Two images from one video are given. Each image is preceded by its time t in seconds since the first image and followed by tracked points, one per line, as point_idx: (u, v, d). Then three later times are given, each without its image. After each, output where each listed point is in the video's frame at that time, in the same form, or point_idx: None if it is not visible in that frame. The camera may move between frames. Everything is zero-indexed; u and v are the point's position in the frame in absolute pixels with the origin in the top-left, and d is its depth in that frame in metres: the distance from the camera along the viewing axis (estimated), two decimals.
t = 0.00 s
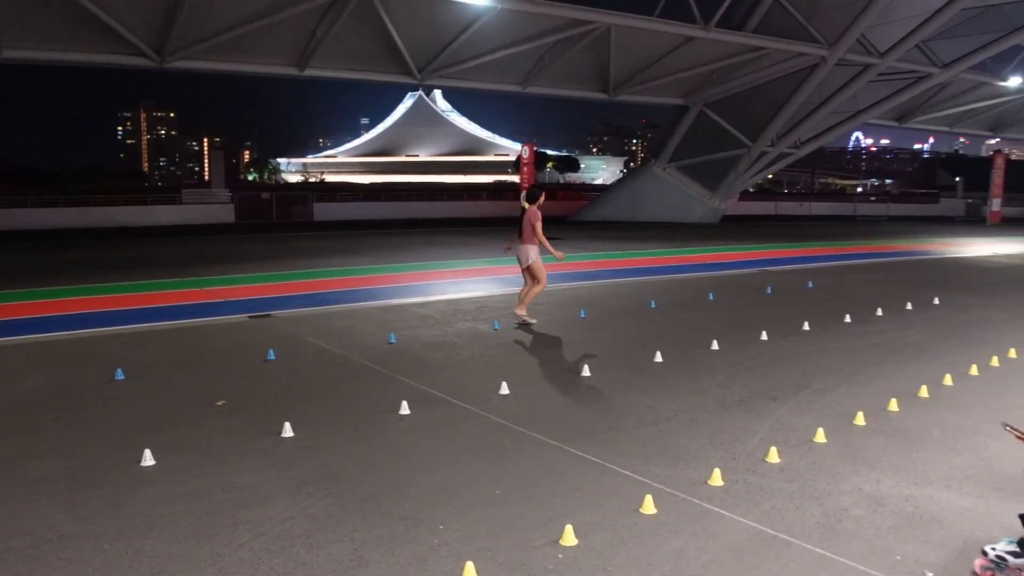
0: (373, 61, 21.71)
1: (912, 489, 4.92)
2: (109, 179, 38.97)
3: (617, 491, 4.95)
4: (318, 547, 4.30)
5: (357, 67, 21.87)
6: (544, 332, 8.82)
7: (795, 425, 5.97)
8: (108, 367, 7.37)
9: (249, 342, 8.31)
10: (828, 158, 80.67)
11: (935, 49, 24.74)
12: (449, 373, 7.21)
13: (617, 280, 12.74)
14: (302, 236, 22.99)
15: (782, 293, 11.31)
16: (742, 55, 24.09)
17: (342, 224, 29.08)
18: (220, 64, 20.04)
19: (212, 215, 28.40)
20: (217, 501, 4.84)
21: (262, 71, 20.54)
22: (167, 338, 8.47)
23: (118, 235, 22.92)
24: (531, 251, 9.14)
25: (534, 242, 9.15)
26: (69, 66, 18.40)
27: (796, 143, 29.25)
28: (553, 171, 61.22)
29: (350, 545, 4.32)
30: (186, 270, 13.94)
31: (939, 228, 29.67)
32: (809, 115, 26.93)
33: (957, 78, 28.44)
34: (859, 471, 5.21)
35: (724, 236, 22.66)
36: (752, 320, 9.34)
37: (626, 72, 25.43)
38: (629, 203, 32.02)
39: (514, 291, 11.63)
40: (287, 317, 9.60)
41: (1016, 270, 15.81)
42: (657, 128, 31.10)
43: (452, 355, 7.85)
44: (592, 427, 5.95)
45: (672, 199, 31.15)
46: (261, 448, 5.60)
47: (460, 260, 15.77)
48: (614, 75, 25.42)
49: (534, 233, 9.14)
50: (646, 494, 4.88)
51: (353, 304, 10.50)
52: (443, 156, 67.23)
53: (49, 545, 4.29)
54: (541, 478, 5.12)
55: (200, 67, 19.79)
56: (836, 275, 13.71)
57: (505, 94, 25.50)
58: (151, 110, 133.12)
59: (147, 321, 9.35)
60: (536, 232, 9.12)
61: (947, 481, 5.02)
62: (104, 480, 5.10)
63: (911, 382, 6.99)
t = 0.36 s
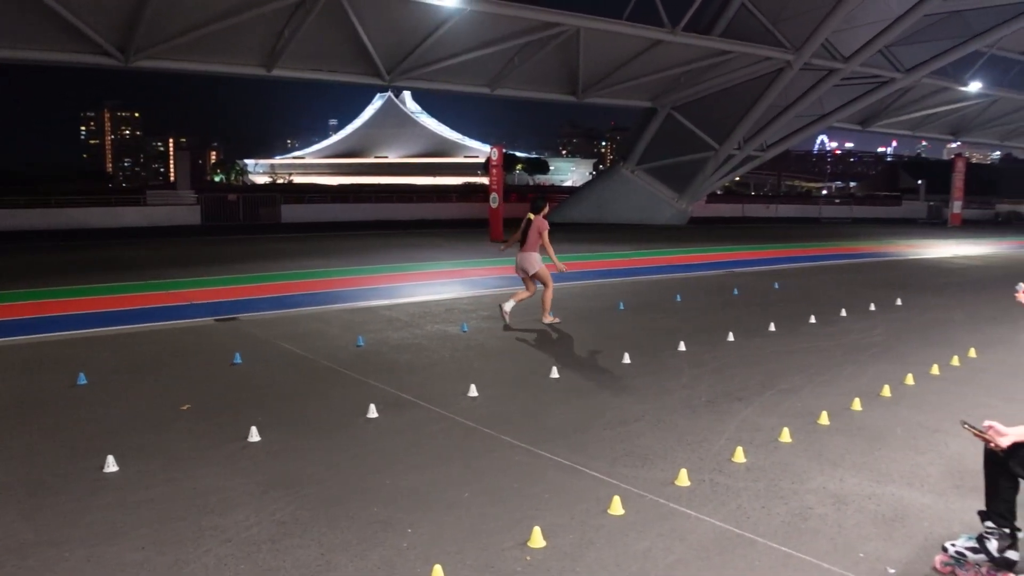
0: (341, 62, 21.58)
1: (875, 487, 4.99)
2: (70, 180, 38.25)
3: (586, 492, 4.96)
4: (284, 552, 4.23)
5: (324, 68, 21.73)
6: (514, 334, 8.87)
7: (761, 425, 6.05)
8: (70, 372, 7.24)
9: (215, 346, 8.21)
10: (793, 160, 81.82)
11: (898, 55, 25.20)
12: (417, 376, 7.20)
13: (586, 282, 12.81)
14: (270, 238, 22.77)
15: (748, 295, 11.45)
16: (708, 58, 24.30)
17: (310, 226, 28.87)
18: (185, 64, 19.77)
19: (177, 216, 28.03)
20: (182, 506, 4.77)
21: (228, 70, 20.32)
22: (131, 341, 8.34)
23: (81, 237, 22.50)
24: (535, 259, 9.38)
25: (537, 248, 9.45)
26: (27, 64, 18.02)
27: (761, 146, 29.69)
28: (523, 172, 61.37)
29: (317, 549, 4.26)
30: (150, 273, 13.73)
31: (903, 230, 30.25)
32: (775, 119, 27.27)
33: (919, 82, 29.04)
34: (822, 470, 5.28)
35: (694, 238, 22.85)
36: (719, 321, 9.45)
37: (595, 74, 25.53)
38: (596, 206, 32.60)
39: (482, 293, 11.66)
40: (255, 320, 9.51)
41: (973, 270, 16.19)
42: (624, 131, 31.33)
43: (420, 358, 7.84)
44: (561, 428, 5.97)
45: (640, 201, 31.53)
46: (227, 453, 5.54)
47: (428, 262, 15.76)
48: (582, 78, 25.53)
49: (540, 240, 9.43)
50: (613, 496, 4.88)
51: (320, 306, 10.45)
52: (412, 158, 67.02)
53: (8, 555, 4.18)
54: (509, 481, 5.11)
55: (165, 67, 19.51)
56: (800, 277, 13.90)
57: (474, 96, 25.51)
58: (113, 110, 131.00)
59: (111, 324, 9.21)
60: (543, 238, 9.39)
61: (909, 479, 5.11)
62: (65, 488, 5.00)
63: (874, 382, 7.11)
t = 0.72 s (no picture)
0: (307, 62, 21.43)
1: (835, 487, 5.07)
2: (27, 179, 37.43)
3: (551, 494, 4.97)
4: (247, 556, 4.17)
5: (290, 68, 21.56)
6: (480, 335, 8.89)
7: (724, 426, 6.12)
8: (26, 375, 7.09)
9: (178, 348, 8.11)
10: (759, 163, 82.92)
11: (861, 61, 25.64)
12: (383, 379, 7.16)
13: (551, 284, 12.88)
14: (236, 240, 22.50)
15: (713, 297, 11.59)
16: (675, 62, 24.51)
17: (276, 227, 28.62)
18: (148, 62, 19.49)
19: (140, 217, 27.59)
20: (142, 511, 4.68)
21: (193, 69, 20.05)
22: (90, 344, 8.20)
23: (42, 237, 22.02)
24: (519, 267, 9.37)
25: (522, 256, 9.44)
26: None
27: (727, 150, 30.05)
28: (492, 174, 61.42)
29: (280, 553, 4.20)
30: (109, 274, 13.50)
31: (867, 233, 30.77)
32: (741, 123, 27.60)
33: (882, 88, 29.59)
34: (784, 470, 5.35)
35: (662, 241, 23.04)
36: (684, 323, 9.54)
37: (564, 77, 25.64)
38: (563, 207, 32.58)
39: (449, 295, 11.67)
40: (218, 321, 9.40)
41: (931, 273, 16.53)
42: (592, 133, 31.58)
43: (386, 360, 7.81)
44: (527, 431, 5.98)
45: (608, 204, 31.84)
46: (189, 457, 5.47)
47: (394, 264, 15.72)
48: (550, 80, 25.62)
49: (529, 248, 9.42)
50: (579, 497, 4.90)
51: (286, 308, 10.38)
52: (380, 158, 66.71)
53: None
54: (474, 484, 5.10)
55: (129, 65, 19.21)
56: (762, 279, 14.09)
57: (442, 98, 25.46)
58: (74, 109, 128.63)
59: (70, 326, 9.05)
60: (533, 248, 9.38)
61: (869, 479, 5.20)
62: (21, 494, 4.88)
63: (834, 383, 7.22)
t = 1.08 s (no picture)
0: (275, 59, 21.23)
1: (798, 487, 5.16)
2: None
3: (517, 494, 4.98)
4: (210, 558, 4.11)
5: (258, 64, 21.33)
6: (448, 335, 8.89)
7: (690, 426, 6.19)
8: None
9: (141, 346, 7.98)
10: (725, 166, 83.95)
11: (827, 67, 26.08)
12: (350, 378, 7.12)
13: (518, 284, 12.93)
14: (202, 237, 22.20)
15: (679, 298, 11.72)
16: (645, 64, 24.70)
17: (243, 225, 28.29)
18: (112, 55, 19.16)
19: (102, 213, 27.09)
20: (102, 512, 4.59)
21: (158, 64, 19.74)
22: (49, 342, 8.03)
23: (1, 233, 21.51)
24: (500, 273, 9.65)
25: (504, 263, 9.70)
26: None
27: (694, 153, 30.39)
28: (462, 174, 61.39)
29: (245, 555, 4.16)
30: (69, 271, 13.23)
31: (832, 236, 31.31)
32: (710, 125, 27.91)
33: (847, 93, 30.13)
34: (749, 471, 5.42)
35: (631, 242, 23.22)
36: (651, 324, 9.64)
37: (534, 78, 25.68)
38: (531, 206, 32.63)
39: (417, 295, 11.65)
40: (182, 320, 9.28)
41: (891, 276, 16.90)
42: (562, 134, 31.72)
43: (353, 359, 7.77)
44: (495, 431, 5.99)
45: (577, 204, 32.08)
46: (152, 457, 5.38)
47: (362, 263, 15.63)
48: (519, 80, 25.65)
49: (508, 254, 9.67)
50: (545, 498, 4.92)
51: (251, 307, 10.27)
52: (349, 157, 66.30)
53: None
54: (442, 484, 5.10)
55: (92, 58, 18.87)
56: (727, 281, 14.28)
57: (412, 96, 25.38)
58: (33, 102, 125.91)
59: (29, 324, 8.86)
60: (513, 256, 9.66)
61: (831, 479, 5.30)
62: None
63: (798, 385, 7.34)
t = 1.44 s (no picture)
0: (250, 56, 21.03)
1: (772, 486, 5.22)
2: None
3: (494, 493, 4.99)
4: (183, 560, 4.06)
5: (232, 61, 21.07)
6: (425, 334, 8.88)
7: (665, 426, 6.23)
8: None
9: (113, 346, 7.85)
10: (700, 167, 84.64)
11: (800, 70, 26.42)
12: (326, 378, 7.08)
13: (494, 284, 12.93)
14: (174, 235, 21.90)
15: (654, 298, 11.80)
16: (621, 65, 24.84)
17: (216, 223, 27.99)
18: (83, 50, 18.84)
19: (72, 211, 26.65)
20: (72, 513, 4.51)
21: (130, 59, 19.45)
22: (16, 342, 7.85)
23: None
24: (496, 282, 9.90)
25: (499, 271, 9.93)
26: None
27: (670, 154, 30.62)
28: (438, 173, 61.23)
29: (219, 556, 4.11)
30: (38, 269, 13.01)
31: (804, 237, 31.72)
32: (685, 127, 28.15)
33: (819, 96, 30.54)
34: (723, 469, 5.48)
35: (607, 242, 23.32)
36: (626, 324, 9.70)
37: (510, 78, 25.69)
38: (508, 207, 32.70)
39: (394, 294, 11.60)
40: (153, 319, 9.13)
41: (862, 276, 17.14)
42: (539, 134, 31.77)
43: (329, 359, 7.72)
44: (471, 431, 5.99)
45: (553, 204, 32.17)
46: (123, 458, 5.30)
47: (337, 262, 15.52)
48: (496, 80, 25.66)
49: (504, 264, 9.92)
50: (521, 497, 4.92)
51: (225, 306, 10.17)
52: (324, 156, 65.87)
53: None
54: (418, 484, 5.09)
55: (62, 53, 18.54)
56: (702, 282, 14.40)
57: (389, 95, 25.28)
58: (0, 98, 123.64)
59: None
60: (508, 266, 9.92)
61: (804, 477, 5.37)
62: None
63: (772, 384, 7.42)
